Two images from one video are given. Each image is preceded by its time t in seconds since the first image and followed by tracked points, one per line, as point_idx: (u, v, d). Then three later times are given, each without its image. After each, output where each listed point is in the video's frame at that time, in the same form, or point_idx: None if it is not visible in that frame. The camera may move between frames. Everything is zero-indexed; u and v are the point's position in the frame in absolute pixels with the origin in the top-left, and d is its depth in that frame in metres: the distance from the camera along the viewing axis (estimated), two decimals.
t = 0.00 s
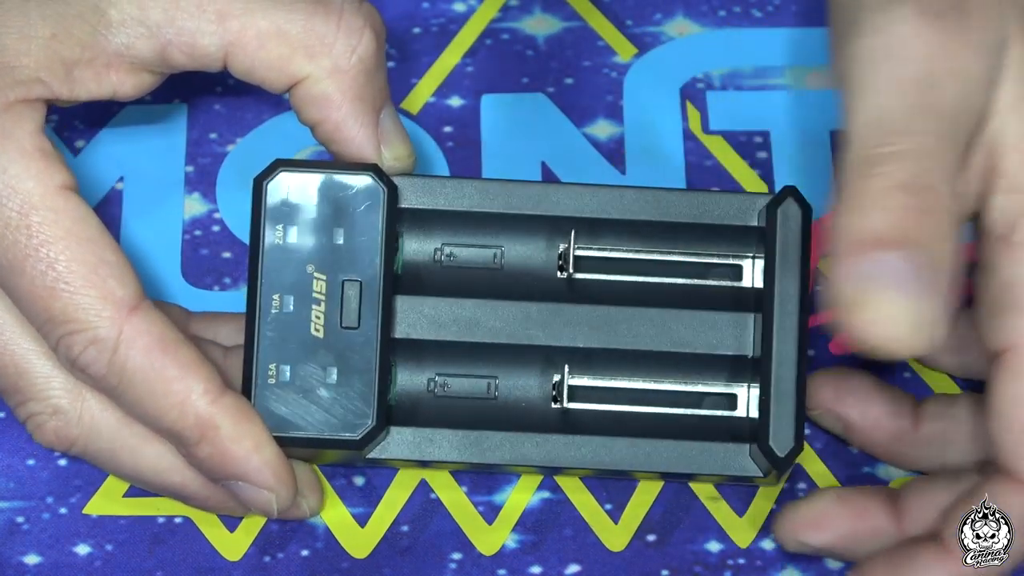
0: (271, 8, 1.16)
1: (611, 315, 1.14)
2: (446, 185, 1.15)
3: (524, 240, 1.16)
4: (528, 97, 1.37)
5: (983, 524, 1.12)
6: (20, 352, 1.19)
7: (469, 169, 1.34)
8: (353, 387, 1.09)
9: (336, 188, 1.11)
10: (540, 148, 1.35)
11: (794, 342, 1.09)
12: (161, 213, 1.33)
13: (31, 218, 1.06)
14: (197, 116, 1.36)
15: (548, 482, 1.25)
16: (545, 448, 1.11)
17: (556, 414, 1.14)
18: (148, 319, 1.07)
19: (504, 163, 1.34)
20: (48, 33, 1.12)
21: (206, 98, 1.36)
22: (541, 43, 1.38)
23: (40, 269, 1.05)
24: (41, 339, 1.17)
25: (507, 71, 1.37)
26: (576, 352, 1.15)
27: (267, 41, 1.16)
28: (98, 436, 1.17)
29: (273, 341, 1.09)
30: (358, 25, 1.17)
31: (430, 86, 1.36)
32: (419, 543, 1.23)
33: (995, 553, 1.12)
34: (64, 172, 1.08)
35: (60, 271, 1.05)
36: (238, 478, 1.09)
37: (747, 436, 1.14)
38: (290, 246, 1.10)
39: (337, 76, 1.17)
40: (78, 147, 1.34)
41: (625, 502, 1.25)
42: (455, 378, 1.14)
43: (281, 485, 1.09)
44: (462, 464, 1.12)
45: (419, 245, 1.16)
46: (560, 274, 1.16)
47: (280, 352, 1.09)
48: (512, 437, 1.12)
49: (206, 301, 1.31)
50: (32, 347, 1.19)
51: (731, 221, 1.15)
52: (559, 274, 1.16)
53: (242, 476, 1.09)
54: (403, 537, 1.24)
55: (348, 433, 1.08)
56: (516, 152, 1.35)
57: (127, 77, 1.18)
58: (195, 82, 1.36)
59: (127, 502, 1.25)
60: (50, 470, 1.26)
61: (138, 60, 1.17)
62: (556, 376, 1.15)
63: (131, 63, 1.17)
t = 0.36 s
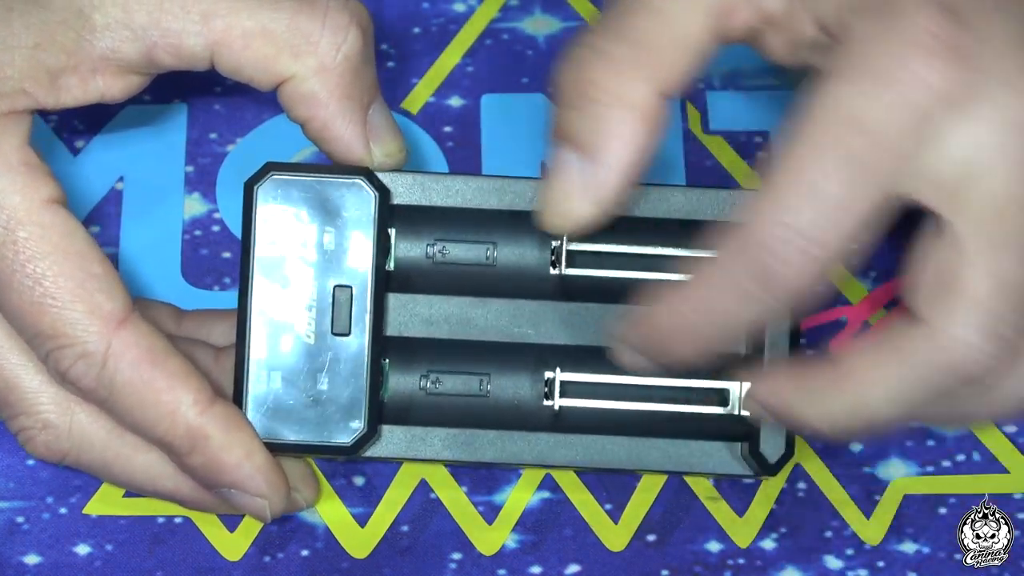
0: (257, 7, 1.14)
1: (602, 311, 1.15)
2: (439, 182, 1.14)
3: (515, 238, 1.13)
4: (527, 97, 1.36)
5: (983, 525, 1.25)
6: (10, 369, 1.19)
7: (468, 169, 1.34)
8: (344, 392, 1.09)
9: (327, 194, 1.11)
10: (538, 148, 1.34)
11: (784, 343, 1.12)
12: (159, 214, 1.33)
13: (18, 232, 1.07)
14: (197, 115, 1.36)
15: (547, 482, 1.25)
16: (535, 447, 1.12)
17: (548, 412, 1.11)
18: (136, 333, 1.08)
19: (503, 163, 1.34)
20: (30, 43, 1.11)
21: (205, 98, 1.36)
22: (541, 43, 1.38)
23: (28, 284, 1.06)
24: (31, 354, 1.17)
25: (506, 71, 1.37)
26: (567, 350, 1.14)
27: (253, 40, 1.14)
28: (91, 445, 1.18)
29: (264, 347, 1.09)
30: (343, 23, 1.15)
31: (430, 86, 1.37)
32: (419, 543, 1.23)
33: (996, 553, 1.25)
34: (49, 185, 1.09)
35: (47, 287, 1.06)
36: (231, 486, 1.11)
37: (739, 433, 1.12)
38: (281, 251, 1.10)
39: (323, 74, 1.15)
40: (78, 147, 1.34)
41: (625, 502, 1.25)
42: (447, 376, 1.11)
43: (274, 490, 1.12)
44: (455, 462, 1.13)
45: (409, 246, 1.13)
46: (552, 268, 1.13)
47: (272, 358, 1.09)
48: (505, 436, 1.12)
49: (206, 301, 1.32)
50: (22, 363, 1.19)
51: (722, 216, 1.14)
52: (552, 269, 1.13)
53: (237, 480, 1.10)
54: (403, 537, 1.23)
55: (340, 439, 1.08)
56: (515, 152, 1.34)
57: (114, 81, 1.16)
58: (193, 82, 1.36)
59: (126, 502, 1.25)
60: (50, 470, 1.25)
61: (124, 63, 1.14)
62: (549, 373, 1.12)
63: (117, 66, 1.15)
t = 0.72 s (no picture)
0: (254, 6, 1.13)
1: (600, 307, 1.14)
2: (438, 179, 1.14)
3: (514, 235, 1.13)
4: (528, 97, 1.36)
5: (983, 525, 1.26)
6: (10, 369, 1.19)
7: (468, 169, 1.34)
8: (345, 391, 1.09)
9: (327, 194, 1.11)
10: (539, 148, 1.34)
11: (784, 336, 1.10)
12: (159, 214, 1.33)
13: (17, 235, 1.06)
14: (198, 115, 1.35)
15: (547, 482, 1.25)
16: (536, 444, 1.12)
17: (548, 409, 1.13)
18: (135, 337, 1.08)
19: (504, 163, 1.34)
20: (29, 44, 1.11)
21: (204, 99, 1.36)
22: (541, 44, 1.38)
23: (28, 287, 1.06)
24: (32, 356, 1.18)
25: (506, 71, 1.37)
26: (567, 347, 1.13)
27: (251, 40, 1.14)
28: (91, 447, 1.17)
29: (264, 349, 1.09)
30: (340, 22, 1.14)
31: (430, 86, 1.36)
32: (419, 543, 1.23)
33: (996, 553, 1.26)
34: (49, 189, 1.09)
35: (48, 289, 1.06)
36: (232, 487, 1.12)
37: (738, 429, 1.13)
38: (281, 252, 1.10)
39: (320, 73, 1.15)
40: (79, 146, 1.34)
41: (625, 503, 1.25)
42: (447, 374, 1.13)
43: (275, 492, 1.13)
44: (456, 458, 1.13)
45: (408, 245, 1.14)
46: (551, 265, 1.13)
47: (272, 359, 1.09)
48: (506, 433, 1.12)
49: (206, 301, 1.32)
50: (23, 364, 1.20)
51: (722, 212, 1.14)
52: (551, 266, 1.13)
53: (238, 481, 1.11)
54: (403, 537, 1.24)
55: (342, 439, 1.08)
56: (516, 152, 1.34)
57: (113, 81, 1.16)
58: (193, 82, 1.36)
59: (126, 502, 1.24)
60: (50, 470, 1.25)
61: (122, 64, 1.15)
62: (548, 369, 1.13)
63: (115, 67, 1.15)
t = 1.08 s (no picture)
0: (250, 8, 1.13)
1: (599, 307, 1.13)
2: (436, 179, 1.13)
3: (512, 236, 1.15)
4: (528, 97, 1.36)
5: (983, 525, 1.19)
6: (8, 373, 1.18)
7: (468, 169, 1.34)
8: (343, 391, 1.09)
9: (324, 195, 1.11)
10: (538, 149, 1.35)
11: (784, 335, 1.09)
12: (159, 215, 1.33)
13: (14, 241, 1.06)
14: (197, 116, 1.35)
15: (548, 482, 1.25)
16: (535, 444, 1.11)
17: (547, 409, 1.13)
18: (131, 344, 1.08)
19: (504, 163, 1.34)
20: (27, 47, 1.11)
21: (203, 100, 1.36)
22: (541, 44, 1.38)
23: (23, 293, 1.06)
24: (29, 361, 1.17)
25: (506, 71, 1.37)
26: (565, 347, 1.14)
27: (247, 42, 1.14)
28: (90, 451, 1.18)
29: (263, 350, 1.09)
30: (336, 24, 1.14)
31: (430, 85, 1.36)
32: (419, 543, 1.23)
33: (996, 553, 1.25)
34: (46, 194, 1.09)
35: (44, 295, 1.06)
36: (231, 489, 1.13)
37: (737, 429, 1.13)
38: (279, 253, 1.10)
39: (317, 75, 1.15)
40: (79, 147, 1.34)
41: (625, 503, 1.25)
42: (446, 374, 1.13)
43: (274, 493, 1.13)
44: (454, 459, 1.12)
45: (406, 246, 1.15)
46: (549, 265, 1.15)
47: (271, 360, 1.09)
48: (504, 434, 1.11)
49: (206, 301, 1.32)
50: (21, 368, 1.19)
51: (723, 211, 1.13)
52: (549, 265, 1.15)
53: (238, 483, 1.11)
54: (403, 537, 1.24)
55: (340, 439, 1.08)
56: (516, 153, 1.35)
57: (110, 85, 1.16)
58: (191, 82, 1.36)
59: (126, 502, 1.24)
60: (50, 470, 1.25)
61: (120, 66, 1.14)
62: (547, 369, 1.14)
63: (112, 69, 1.15)
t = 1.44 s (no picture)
0: (252, 6, 1.13)
1: (600, 305, 1.13)
2: (436, 178, 1.14)
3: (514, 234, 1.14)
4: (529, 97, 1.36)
5: (983, 525, 1.26)
6: (11, 370, 1.19)
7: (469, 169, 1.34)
8: (346, 390, 1.09)
9: (326, 193, 1.11)
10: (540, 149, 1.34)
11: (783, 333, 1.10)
12: (159, 214, 1.33)
13: (18, 237, 1.06)
14: (197, 116, 1.35)
15: (548, 482, 1.25)
16: (537, 442, 1.11)
17: (548, 407, 1.13)
18: (136, 339, 1.08)
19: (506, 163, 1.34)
20: (29, 44, 1.11)
21: (203, 99, 1.36)
22: (541, 44, 1.38)
23: (28, 289, 1.05)
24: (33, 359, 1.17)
25: (506, 71, 1.37)
26: (567, 345, 1.14)
27: (249, 40, 1.14)
28: (92, 450, 1.18)
29: (264, 348, 1.09)
30: (338, 23, 1.15)
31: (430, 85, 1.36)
32: (419, 543, 1.23)
33: (996, 553, 1.25)
34: (49, 192, 1.09)
35: (47, 291, 1.06)
36: (234, 487, 1.11)
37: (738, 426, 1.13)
38: (280, 251, 1.10)
39: (318, 74, 1.15)
40: (79, 146, 1.34)
41: (625, 503, 1.25)
42: (447, 372, 1.13)
43: (277, 491, 1.12)
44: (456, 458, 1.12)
45: (408, 244, 1.15)
46: (550, 263, 1.14)
47: (272, 358, 1.09)
48: (506, 432, 1.12)
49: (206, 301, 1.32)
50: (24, 366, 1.19)
51: (721, 211, 1.14)
52: (550, 264, 1.14)
53: (240, 482, 1.10)
54: (403, 537, 1.24)
55: (342, 437, 1.09)
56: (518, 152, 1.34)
57: (112, 82, 1.16)
58: (192, 82, 1.36)
59: (126, 502, 1.25)
60: (50, 470, 1.25)
61: (122, 64, 1.14)
62: (548, 367, 1.13)
63: (115, 67, 1.15)
